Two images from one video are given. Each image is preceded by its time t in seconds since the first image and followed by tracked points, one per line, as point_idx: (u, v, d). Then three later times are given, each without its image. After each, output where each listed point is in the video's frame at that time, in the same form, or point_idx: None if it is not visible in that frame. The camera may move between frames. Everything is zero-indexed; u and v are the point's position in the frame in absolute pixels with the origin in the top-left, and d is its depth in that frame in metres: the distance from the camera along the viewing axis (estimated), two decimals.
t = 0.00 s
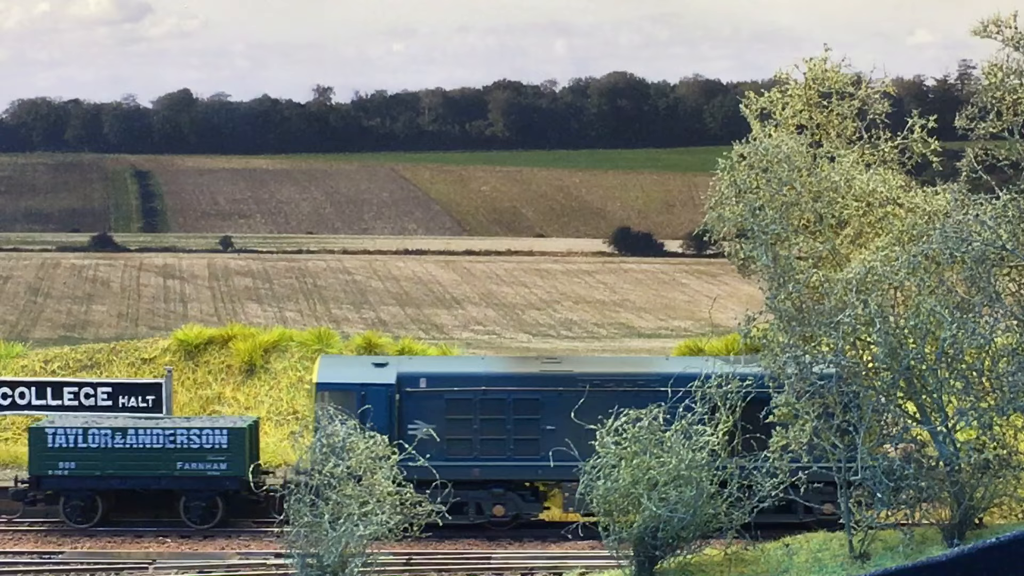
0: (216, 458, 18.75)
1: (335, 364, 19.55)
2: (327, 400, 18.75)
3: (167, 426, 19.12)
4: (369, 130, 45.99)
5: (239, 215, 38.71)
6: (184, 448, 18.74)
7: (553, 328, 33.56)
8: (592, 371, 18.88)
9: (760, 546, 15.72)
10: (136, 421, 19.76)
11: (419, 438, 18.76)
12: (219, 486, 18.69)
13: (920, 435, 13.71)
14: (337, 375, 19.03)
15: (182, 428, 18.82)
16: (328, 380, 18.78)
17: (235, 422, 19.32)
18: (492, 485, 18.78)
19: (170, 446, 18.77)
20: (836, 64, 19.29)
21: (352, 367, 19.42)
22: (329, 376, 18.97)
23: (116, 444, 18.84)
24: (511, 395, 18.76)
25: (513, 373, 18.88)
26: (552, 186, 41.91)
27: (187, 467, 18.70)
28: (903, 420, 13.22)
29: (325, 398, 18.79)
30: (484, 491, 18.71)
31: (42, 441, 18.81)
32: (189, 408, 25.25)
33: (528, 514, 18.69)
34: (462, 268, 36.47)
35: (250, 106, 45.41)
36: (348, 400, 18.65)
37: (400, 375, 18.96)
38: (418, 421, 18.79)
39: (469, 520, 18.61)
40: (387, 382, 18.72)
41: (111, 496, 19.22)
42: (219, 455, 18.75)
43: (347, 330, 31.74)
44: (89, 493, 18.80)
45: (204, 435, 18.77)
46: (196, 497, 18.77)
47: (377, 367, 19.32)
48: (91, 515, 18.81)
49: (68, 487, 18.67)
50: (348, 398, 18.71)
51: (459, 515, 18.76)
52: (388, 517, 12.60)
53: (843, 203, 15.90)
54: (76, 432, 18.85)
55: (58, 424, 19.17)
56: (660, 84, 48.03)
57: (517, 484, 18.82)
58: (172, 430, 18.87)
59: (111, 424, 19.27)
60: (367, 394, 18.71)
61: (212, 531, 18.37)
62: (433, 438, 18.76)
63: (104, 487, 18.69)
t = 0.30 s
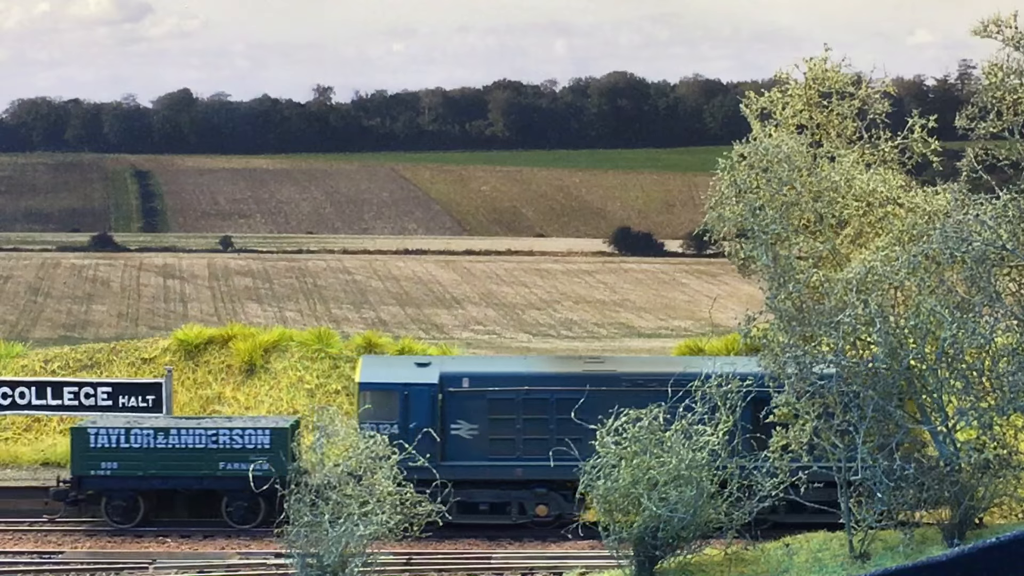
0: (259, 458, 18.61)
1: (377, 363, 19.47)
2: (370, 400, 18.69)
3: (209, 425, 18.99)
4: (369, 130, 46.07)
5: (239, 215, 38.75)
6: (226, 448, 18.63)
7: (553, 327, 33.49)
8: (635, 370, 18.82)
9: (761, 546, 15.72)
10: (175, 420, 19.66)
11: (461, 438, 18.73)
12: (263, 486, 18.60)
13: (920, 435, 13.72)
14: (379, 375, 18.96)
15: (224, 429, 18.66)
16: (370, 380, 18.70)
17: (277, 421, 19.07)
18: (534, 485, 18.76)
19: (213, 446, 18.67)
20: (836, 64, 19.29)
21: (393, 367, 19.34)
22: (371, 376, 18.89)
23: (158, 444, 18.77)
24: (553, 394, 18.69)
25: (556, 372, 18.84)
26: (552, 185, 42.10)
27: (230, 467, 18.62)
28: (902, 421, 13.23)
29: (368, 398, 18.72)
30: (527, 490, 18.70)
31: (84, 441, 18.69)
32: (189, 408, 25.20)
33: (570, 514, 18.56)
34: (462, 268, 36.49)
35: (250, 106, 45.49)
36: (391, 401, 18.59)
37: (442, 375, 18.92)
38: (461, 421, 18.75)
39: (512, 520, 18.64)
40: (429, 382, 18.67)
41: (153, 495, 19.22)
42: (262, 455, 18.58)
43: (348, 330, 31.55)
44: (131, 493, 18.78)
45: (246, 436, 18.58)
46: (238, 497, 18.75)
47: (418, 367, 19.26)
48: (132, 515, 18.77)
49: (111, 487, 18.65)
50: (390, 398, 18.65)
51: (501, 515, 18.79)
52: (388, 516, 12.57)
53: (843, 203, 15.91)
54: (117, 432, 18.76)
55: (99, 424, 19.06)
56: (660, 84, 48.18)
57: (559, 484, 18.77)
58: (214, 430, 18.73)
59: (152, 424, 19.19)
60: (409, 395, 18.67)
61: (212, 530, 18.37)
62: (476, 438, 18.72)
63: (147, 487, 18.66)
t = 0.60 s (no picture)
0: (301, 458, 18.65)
1: (417, 363, 19.45)
2: (411, 400, 18.65)
3: (249, 425, 18.96)
4: (370, 129, 46.12)
5: (239, 215, 38.71)
6: (267, 448, 18.63)
7: (553, 327, 33.42)
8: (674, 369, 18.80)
9: (761, 546, 15.71)
10: (215, 420, 19.63)
11: (502, 438, 18.72)
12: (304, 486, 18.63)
13: (920, 435, 13.71)
14: (420, 374, 18.93)
15: (265, 429, 18.67)
16: (412, 380, 18.67)
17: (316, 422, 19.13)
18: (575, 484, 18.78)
19: (254, 446, 18.66)
20: (836, 64, 19.29)
21: (433, 367, 19.33)
22: (412, 376, 18.86)
23: (199, 444, 18.74)
24: (595, 394, 18.68)
25: (598, 372, 18.83)
26: (552, 185, 42.08)
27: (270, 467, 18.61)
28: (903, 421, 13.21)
29: (409, 398, 18.69)
30: (567, 490, 18.72)
31: (125, 441, 18.66)
32: (189, 408, 25.15)
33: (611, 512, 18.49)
34: (462, 268, 36.49)
35: (250, 106, 45.49)
36: (433, 400, 18.55)
37: (483, 375, 18.91)
38: (502, 420, 18.76)
39: (554, 520, 18.65)
40: (470, 382, 18.64)
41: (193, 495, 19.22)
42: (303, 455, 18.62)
43: (348, 330, 31.50)
44: (171, 493, 18.78)
45: (288, 436, 18.63)
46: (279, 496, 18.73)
47: (459, 367, 19.25)
48: (173, 515, 18.77)
49: (152, 487, 18.65)
50: (431, 397, 18.60)
51: (542, 515, 18.82)
52: (388, 517, 12.55)
53: (843, 203, 15.91)
54: (159, 432, 18.72)
55: (139, 424, 19.03)
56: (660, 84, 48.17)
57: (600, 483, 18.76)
58: (255, 430, 18.72)
59: (192, 424, 19.14)
60: (451, 394, 18.65)
61: (212, 531, 18.37)
62: (517, 437, 18.71)
63: (188, 487, 18.66)
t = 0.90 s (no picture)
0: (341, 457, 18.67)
1: (455, 363, 19.43)
2: (450, 400, 18.63)
3: (287, 425, 18.93)
4: (370, 129, 46.18)
5: (239, 215, 38.69)
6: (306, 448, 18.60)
7: (553, 328, 33.31)
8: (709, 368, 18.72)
9: (761, 546, 15.72)
10: (254, 420, 19.62)
11: (541, 438, 18.71)
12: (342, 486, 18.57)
13: (920, 435, 13.69)
14: (458, 375, 18.90)
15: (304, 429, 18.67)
16: (451, 380, 18.64)
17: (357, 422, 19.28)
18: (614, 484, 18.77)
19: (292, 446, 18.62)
20: (837, 64, 19.28)
21: (471, 367, 19.31)
22: (451, 376, 18.83)
23: (237, 444, 18.72)
24: (636, 394, 18.60)
25: (638, 373, 18.74)
26: (553, 186, 42.10)
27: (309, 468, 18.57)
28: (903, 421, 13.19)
29: (448, 398, 18.66)
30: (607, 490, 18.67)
31: (164, 441, 18.72)
32: (189, 408, 25.20)
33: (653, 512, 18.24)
34: (462, 268, 36.54)
35: (249, 106, 45.43)
36: (472, 400, 18.53)
37: (522, 374, 18.87)
38: (541, 420, 18.73)
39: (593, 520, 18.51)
40: (509, 382, 18.62)
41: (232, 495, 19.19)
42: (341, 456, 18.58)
43: (347, 330, 31.46)
44: (210, 493, 18.79)
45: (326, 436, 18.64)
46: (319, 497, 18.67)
47: (498, 367, 19.23)
48: (211, 516, 18.78)
49: (191, 487, 18.67)
50: (470, 397, 18.60)
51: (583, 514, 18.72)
52: (389, 517, 12.55)
53: (843, 203, 15.93)
54: (197, 432, 18.76)
55: (178, 424, 19.09)
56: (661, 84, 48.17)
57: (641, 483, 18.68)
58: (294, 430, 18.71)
59: (231, 424, 19.15)
60: (490, 394, 18.62)
61: (212, 531, 18.36)
62: (557, 437, 18.70)
63: (226, 487, 18.66)
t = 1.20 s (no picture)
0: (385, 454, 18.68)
1: (501, 362, 19.43)
2: (495, 400, 18.67)
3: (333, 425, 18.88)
4: (370, 129, 47.49)
5: (239, 215, 39.06)
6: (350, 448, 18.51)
7: (554, 328, 32.68)
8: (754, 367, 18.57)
9: (762, 546, 15.71)
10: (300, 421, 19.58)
11: (588, 438, 18.63)
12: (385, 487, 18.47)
13: (920, 436, 13.68)
14: (504, 374, 18.91)
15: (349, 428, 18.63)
16: (496, 380, 18.65)
17: (401, 421, 19.60)
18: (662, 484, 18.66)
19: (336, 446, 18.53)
20: (837, 64, 19.29)
21: (518, 366, 19.31)
22: (497, 376, 18.85)
23: (282, 444, 18.67)
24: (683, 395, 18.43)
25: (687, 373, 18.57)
26: (552, 186, 42.97)
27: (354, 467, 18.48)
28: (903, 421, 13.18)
29: (494, 398, 18.69)
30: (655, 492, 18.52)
31: (209, 441, 18.85)
32: (189, 408, 25.15)
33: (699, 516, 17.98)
34: (462, 268, 36.60)
35: (250, 106, 46.91)
36: (517, 400, 18.53)
37: (568, 374, 18.83)
38: (588, 422, 18.59)
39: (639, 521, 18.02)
40: (556, 382, 18.57)
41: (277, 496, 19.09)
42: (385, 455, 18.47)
43: (348, 331, 31.29)
44: (255, 494, 18.80)
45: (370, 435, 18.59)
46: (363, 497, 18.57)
47: (545, 367, 19.20)
48: (256, 516, 18.79)
49: (235, 487, 18.69)
50: (516, 397, 18.62)
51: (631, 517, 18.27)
52: (388, 517, 12.56)
53: (843, 203, 15.94)
54: (242, 432, 18.82)
55: (224, 424, 19.19)
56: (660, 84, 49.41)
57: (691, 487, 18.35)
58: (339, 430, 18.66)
59: (275, 424, 19.17)
60: (536, 394, 18.60)
61: (212, 530, 18.37)
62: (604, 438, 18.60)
63: (270, 488, 18.58)
